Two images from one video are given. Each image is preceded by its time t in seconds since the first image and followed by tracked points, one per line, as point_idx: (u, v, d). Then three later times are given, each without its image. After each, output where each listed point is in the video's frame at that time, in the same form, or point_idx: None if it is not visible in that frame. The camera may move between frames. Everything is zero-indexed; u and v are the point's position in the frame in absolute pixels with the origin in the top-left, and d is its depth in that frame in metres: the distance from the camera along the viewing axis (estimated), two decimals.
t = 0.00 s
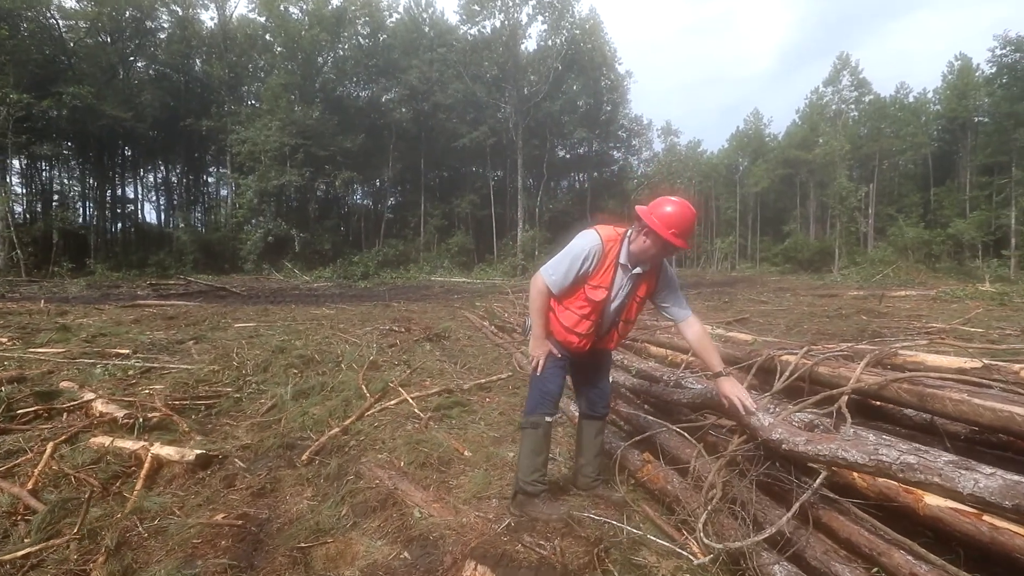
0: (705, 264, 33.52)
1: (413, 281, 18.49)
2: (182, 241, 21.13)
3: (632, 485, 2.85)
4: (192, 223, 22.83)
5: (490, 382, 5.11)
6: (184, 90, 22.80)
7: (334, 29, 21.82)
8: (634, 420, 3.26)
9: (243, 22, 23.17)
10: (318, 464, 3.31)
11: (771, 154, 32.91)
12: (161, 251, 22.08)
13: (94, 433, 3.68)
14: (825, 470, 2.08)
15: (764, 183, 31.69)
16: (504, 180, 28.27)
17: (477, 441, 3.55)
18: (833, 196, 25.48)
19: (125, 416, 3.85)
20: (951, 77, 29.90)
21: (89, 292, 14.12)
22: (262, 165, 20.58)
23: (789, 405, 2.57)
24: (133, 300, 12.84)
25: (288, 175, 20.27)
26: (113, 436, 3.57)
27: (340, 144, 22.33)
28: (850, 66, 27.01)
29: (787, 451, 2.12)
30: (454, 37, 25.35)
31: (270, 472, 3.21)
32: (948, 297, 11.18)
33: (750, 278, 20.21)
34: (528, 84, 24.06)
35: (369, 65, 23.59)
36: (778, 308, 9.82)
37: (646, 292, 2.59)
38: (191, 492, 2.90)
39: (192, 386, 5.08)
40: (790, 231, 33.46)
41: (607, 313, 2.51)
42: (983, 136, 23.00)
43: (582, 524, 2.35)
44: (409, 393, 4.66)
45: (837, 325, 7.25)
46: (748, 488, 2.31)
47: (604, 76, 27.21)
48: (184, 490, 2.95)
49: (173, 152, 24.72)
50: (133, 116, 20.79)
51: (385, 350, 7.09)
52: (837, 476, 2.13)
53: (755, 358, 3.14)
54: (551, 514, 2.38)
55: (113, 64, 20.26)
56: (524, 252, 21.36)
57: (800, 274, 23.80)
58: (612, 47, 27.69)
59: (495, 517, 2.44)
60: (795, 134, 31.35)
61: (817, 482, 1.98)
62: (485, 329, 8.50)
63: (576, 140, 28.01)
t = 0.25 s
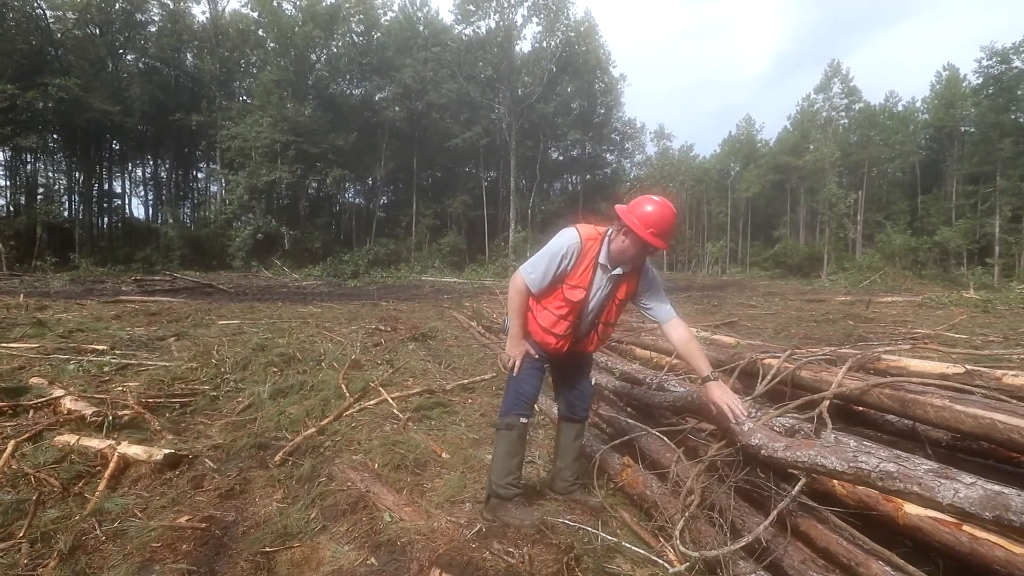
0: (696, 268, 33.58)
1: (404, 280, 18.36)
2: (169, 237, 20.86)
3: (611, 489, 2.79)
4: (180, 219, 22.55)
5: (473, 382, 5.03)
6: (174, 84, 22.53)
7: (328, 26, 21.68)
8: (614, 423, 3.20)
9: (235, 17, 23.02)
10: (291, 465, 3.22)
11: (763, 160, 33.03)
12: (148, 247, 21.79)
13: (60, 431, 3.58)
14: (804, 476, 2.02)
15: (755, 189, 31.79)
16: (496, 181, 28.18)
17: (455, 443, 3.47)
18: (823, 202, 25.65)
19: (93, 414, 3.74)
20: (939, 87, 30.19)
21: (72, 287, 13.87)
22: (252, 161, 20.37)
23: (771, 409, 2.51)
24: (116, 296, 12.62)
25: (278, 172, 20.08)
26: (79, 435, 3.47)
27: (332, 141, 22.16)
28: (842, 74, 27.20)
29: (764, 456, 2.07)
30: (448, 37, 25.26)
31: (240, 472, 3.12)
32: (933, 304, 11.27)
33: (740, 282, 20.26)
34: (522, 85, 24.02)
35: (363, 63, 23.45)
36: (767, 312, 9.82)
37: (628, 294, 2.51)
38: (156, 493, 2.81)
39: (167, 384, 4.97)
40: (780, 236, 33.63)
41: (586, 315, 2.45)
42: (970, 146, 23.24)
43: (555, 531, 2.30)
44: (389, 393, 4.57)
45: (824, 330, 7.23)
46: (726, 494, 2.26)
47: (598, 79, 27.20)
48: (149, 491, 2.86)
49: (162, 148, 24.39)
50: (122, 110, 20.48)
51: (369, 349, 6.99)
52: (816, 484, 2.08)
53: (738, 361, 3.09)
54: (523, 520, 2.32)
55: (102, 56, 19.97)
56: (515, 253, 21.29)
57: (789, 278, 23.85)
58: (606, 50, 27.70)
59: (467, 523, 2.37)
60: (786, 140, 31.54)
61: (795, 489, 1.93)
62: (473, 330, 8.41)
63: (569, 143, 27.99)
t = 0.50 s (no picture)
0: (691, 266, 33.56)
1: (399, 278, 18.25)
2: (161, 234, 20.65)
3: (601, 488, 2.73)
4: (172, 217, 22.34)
5: (464, 380, 4.95)
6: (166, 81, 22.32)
7: (322, 22, 21.53)
8: (604, 422, 3.13)
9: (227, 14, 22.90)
10: (275, 466, 3.14)
11: (758, 158, 33.03)
12: (139, 245, 21.57)
13: (38, 432, 3.49)
14: (797, 477, 1.96)
15: (750, 187, 31.78)
16: (491, 179, 28.07)
17: (443, 443, 3.39)
18: (817, 201, 25.71)
19: (72, 414, 3.66)
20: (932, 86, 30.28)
21: (61, 285, 13.69)
22: (245, 159, 20.21)
23: (763, 407, 2.45)
24: (106, 294, 12.44)
25: (271, 170, 19.92)
26: (57, 436, 3.38)
27: (326, 139, 22.00)
28: (836, 72, 27.23)
29: (756, 455, 2.01)
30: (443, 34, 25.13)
31: (222, 473, 3.04)
32: (926, 301, 11.28)
33: (735, 280, 20.25)
34: (517, 82, 23.93)
35: (357, 60, 23.30)
36: (761, 310, 9.78)
37: (617, 282, 2.45)
38: (134, 495, 2.73)
39: (151, 383, 4.87)
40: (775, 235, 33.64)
41: (574, 306, 2.37)
42: (962, 144, 23.31)
43: (540, 533, 2.24)
44: (377, 391, 4.49)
45: (818, 327, 7.19)
46: (717, 494, 2.19)
47: (593, 76, 27.12)
48: (126, 493, 2.78)
49: (154, 146, 24.15)
50: (112, 107, 20.27)
51: (360, 347, 6.90)
52: (808, 483, 2.02)
53: (730, 358, 3.03)
54: (508, 523, 2.26)
55: (92, 52, 19.76)
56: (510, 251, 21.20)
57: (783, 276, 23.83)
58: (601, 48, 27.63)
59: (450, 526, 2.31)
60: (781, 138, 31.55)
61: (788, 490, 1.87)
62: (466, 328, 8.32)
63: (565, 140, 27.91)
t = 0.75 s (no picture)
0: (680, 266, 33.63)
1: (387, 275, 18.08)
2: (145, 228, 20.28)
3: (584, 491, 2.65)
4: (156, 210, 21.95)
5: (448, 379, 4.84)
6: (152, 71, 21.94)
7: (312, 15, 21.27)
8: (590, 422, 3.04)
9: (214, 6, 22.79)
10: (247, 467, 3.02)
11: (747, 160, 33.15)
12: (122, 239, 21.18)
13: None
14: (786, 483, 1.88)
15: (739, 188, 31.88)
16: (482, 176, 27.92)
17: (423, 443, 3.29)
18: (805, 203, 25.83)
19: (36, 411, 3.52)
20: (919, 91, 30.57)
21: (40, 278, 13.38)
22: (232, 152, 19.92)
23: (752, 409, 2.36)
24: (86, 288, 12.17)
25: (258, 163, 19.66)
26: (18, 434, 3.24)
27: (315, 133, 21.75)
28: (825, 75, 27.37)
29: (744, 460, 1.93)
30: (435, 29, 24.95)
31: (191, 474, 2.92)
32: (912, 303, 11.34)
33: (724, 280, 20.31)
34: (509, 79, 23.83)
35: (348, 54, 23.07)
36: (749, 310, 9.76)
37: (601, 271, 2.38)
38: (95, 497, 2.61)
39: (124, 379, 4.71)
40: (763, 236, 33.80)
41: (560, 298, 2.29)
42: (947, 149, 23.54)
43: (519, 540, 2.17)
44: (358, 390, 4.37)
45: (806, 328, 7.17)
46: (704, 499, 2.11)
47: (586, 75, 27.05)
48: (88, 494, 2.66)
49: (140, 138, 23.74)
50: (96, 97, 19.88)
51: (343, 343, 6.77)
52: (798, 490, 1.94)
53: (718, 358, 2.95)
54: (484, 529, 2.18)
55: (75, 40, 19.36)
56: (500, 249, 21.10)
57: (770, 277, 23.93)
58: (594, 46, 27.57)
59: (424, 532, 2.22)
60: (770, 140, 31.69)
61: (777, 497, 1.78)
62: (453, 325, 8.21)
63: (556, 139, 27.84)
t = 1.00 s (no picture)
0: (671, 265, 33.63)
1: (378, 271, 17.89)
2: (131, 221, 19.93)
3: (574, 498, 2.54)
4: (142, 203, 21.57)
5: (435, 377, 4.71)
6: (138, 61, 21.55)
7: (303, 6, 20.98)
8: (581, 425, 2.93)
9: None
10: (221, 470, 2.87)
11: (739, 159, 33.18)
12: (107, 231, 20.81)
13: None
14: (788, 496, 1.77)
15: (731, 188, 31.89)
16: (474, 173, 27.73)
17: (407, 445, 3.16)
18: (795, 202, 25.90)
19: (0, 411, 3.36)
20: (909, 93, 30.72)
21: (21, 271, 13.07)
22: (221, 144, 19.63)
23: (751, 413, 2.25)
24: (67, 281, 11.89)
25: (247, 156, 19.38)
26: None
27: (306, 126, 21.47)
28: (817, 76, 27.40)
29: (743, 470, 1.81)
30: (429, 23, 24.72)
31: (160, 478, 2.77)
32: (901, 303, 11.34)
33: (714, 279, 20.30)
34: (503, 75, 23.66)
35: (339, 46, 22.78)
36: (740, 309, 9.70)
37: (593, 266, 2.23)
38: (55, 504, 2.47)
39: (99, 376, 4.54)
40: (753, 235, 33.87)
41: (547, 294, 2.16)
42: (935, 151, 23.65)
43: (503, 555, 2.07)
44: (341, 389, 4.24)
45: (797, 327, 7.11)
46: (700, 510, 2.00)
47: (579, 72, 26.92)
48: (47, 501, 2.51)
49: (126, 130, 23.33)
50: (80, 86, 19.50)
51: (329, 341, 6.62)
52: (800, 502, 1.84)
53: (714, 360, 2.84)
54: (466, 543, 2.07)
55: (59, 27, 18.95)
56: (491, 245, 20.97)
57: (761, 277, 23.97)
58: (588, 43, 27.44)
59: (402, 546, 2.11)
60: (762, 140, 31.73)
61: (779, 512, 1.67)
62: (442, 323, 8.07)
63: (549, 136, 27.70)
